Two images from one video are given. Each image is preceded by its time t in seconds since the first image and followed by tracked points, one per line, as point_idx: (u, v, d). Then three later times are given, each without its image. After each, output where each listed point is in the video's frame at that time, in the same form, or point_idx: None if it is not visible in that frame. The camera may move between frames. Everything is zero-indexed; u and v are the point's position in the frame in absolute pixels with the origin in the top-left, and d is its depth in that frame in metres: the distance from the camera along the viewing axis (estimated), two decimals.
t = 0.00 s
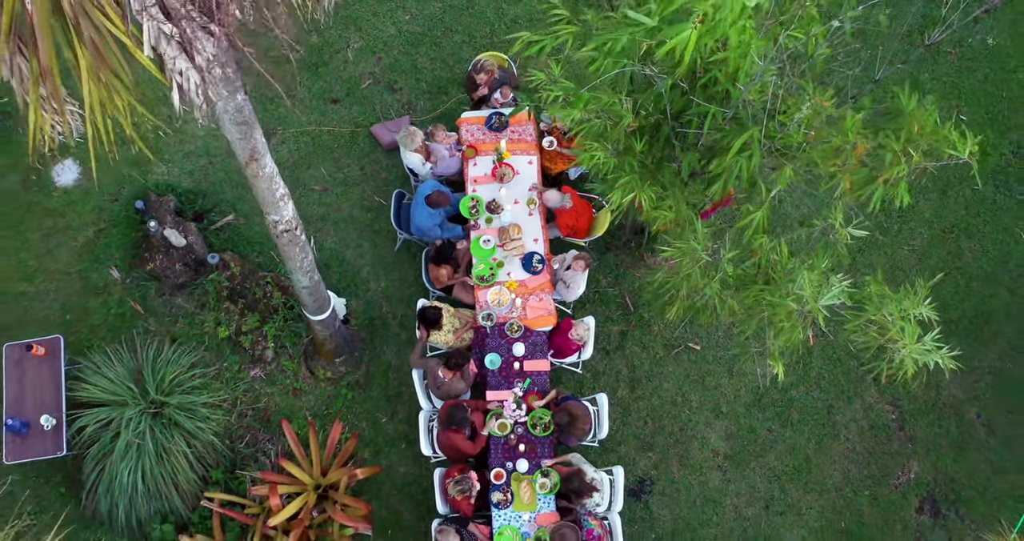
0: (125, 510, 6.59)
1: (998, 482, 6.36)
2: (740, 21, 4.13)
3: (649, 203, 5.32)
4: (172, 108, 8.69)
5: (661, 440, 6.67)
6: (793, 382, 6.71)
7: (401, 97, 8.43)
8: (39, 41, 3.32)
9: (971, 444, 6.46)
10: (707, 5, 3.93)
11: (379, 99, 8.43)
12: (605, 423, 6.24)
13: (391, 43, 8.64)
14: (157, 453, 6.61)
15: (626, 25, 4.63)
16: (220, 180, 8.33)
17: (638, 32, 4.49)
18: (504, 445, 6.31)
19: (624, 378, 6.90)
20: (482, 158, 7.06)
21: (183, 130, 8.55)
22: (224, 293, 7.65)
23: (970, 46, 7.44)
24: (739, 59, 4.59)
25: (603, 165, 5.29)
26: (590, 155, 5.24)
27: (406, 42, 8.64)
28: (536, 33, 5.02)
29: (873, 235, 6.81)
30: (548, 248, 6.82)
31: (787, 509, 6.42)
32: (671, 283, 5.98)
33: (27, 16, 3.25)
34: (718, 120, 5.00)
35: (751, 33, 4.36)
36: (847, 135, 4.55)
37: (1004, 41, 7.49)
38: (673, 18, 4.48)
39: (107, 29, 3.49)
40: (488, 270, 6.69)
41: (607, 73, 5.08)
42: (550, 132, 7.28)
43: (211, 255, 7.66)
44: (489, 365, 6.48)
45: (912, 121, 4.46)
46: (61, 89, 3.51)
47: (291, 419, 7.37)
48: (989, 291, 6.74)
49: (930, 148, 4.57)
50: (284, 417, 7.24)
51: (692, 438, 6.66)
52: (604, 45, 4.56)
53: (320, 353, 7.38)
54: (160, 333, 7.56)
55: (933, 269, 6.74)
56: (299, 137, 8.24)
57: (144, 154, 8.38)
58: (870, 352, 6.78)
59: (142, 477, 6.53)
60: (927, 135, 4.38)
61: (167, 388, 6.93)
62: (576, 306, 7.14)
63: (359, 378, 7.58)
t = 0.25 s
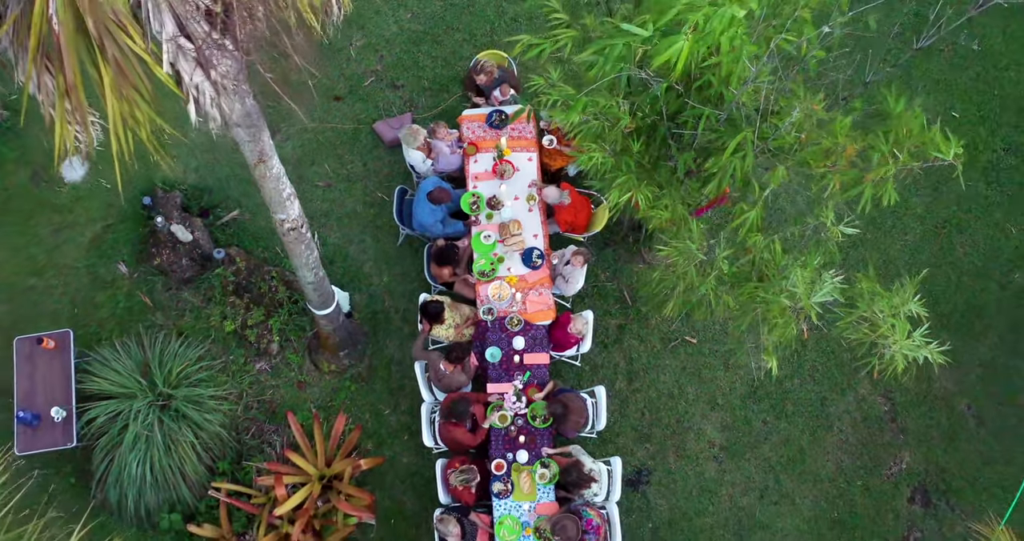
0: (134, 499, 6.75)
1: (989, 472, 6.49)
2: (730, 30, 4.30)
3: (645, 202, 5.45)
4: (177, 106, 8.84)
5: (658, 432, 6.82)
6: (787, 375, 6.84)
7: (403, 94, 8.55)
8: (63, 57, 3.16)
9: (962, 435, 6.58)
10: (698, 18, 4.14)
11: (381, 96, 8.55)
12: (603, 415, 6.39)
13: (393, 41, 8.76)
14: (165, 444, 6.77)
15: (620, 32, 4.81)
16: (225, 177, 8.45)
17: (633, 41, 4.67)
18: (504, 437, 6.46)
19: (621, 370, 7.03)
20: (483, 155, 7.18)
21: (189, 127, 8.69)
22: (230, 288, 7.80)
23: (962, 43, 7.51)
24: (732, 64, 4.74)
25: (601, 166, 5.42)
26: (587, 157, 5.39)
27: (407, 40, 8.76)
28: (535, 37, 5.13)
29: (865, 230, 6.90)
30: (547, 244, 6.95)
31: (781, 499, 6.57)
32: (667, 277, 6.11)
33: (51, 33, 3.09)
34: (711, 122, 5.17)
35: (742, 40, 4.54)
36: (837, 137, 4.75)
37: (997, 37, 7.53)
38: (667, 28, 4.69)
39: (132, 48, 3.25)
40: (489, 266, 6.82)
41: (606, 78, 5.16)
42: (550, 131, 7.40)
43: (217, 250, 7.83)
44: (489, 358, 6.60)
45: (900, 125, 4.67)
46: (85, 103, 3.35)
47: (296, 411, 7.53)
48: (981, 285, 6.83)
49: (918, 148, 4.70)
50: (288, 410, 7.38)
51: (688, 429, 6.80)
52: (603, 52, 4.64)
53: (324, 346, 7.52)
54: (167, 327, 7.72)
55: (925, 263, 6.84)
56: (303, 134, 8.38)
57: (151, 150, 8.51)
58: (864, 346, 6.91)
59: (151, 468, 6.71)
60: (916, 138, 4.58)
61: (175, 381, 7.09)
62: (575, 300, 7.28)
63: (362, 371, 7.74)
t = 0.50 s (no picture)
0: (143, 489, 6.93)
1: (978, 462, 6.62)
2: (722, 36, 4.42)
3: (643, 201, 5.58)
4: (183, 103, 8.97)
5: (655, 423, 6.96)
6: (783, 367, 6.97)
7: (405, 91, 8.67)
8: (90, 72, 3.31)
9: (953, 425, 6.71)
10: (692, 25, 4.25)
11: (384, 93, 8.67)
12: (602, 407, 6.60)
13: (395, 38, 8.87)
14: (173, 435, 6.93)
15: (617, 37, 4.94)
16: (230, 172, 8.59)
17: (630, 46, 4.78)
18: (505, 428, 6.62)
19: (620, 362, 7.17)
20: (484, 151, 7.30)
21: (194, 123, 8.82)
22: (236, 282, 7.95)
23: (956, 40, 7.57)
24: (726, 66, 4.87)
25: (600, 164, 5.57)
26: (586, 156, 5.53)
27: (409, 37, 8.87)
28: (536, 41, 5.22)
29: (858, 226, 7.02)
30: (547, 239, 7.07)
31: (776, 489, 6.72)
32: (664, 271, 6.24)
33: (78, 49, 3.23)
34: (707, 122, 5.29)
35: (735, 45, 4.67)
36: (828, 138, 4.88)
37: (990, 33, 7.59)
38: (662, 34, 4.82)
39: (154, 63, 3.40)
40: (490, 260, 6.95)
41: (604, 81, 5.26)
42: (551, 129, 7.46)
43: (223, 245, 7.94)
44: (490, 351, 6.74)
45: (888, 125, 4.78)
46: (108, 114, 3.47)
47: (301, 403, 7.69)
48: (973, 279, 6.94)
49: (905, 147, 4.82)
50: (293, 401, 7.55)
51: (685, 420, 6.95)
52: (599, 56, 4.82)
53: (328, 339, 7.68)
54: (175, 320, 7.88)
55: (917, 258, 6.95)
56: (307, 131, 8.51)
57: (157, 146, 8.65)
58: (858, 338, 7.03)
59: (160, 458, 6.86)
60: (902, 138, 4.71)
61: (182, 373, 7.24)
62: (574, 293, 7.41)
63: (366, 363, 7.89)
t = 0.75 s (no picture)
0: (152, 478, 7.10)
1: (969, 451, 6.76)
2: (717, 37, 4.53)
3: (641, 198, 5.70)
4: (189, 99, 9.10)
5: (654, 413, 7.11)
6: (778, 358, 7.10)
7: (408, 87, 8.80)
8: (114, 83, 3.42)
9: (945, 415, 6.84)
10: (688, 26, 4.38)
11: (386, 89, 8.79)
12: (600, 398, 6.77)
13: (398, 35, 8.98)
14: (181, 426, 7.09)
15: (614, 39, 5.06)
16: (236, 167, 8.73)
17: (628, 46, 4.90)
18: (506, 418, 6.74)
19: (618, 354, 7.32)
20: (485, 147, 7.43)
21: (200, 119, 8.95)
22: (242, 275, 8.10)
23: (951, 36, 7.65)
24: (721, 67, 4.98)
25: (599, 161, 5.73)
26: (585, 155, 5.69)
27: (411, 34, 8.98)
28: (536, 44, 5.35)
29: (853, 220, 7.14)
30: (547, 233, 7.21)
31: (771, 477, 6.87)
32: (662, 265, 6.37)
33: (102, 61, 3.35)
34: (703, 121, 5.43)
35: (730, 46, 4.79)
36: (819, 138, 5.00)
37: (983, 30, 7.67)
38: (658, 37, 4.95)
39: (174, 75, 3.50)
40: (492, 254, 7.09)
41: (602, 83, 5.39)
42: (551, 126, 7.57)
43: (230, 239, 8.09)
44: (491, 343, 6.87)
45: (878, 123, 4.86)
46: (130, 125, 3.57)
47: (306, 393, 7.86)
48: (965, 272, 7.05)
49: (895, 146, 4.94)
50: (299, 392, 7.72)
51: (682, 411, 7.09)
52: (596, 58, 4.97)
53: (333, 331, 7.85)
54: (183, 312, 8.04)
55: (911, 251, 7.07)
56: (311, 127, 8.64)
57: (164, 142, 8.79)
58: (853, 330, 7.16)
59: (168, 448, 7.02)
60: (891, 138, 4.74)
61: (190, 365, 7.39)
62: (574, 286, 7.55)
63: (370, 355, 8.04)
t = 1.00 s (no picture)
0: (163, 467, 7.30)
1: (960, 441, 6.92)
2: (716, 39, 4.72)
3: (640, 197, 5.83)
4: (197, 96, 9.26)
5: (652, 404, 7.28)
6: (774, 349, 7.26)
7: (411, 84, 8.94)
8: (141, 96, 3.67)
9: (937, 406, 6.99)
10: (688, 27, 4.45)
11: (390, 86, 8.93)
12: (600, 389, 6.95)
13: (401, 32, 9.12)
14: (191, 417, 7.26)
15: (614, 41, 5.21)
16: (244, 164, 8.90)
17: (627, 49, 5.06)
18: (508, 409, 6.93)
19: (618, 346, 7.49)
20: (488, 144, 7.57)
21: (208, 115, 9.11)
22: (250, 269, 8.29)
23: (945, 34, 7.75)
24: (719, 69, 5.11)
25: (599, 160, 5.86)
26: (585, 154, 5.83)
27: (415, 31, 9.12)
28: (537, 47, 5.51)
29: (848, 215, 7.27)
30: (548, 228, 7.37)
31: (766, 466, 7.05)
32: (660, 259, 6.53)
33: (130, 75, 3.58)
34: (700, 122, 5.60)
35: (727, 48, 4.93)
36: (813, 139, 5.17)
37: (977, 27, 7.78)
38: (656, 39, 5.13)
39: (198, 88, 3.74)
40: (494, 248, 7.24)
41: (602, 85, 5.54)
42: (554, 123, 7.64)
43: (238, 233, 8.29)
44: (494, 335, 7.05)
45: (868, 125, 5.06)
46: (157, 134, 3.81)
47: (313, 384, 8.05)
48: (957, 266, 7.19)
49: (885, 146, 5.10)
50: (307, 383, 7.93)
51: (680, 401, 7.27)
52: (596, 61, 5.20)
53: (339, 324, 8.04)
54: (192, 306, 8.24)
55: (904, 246, 7.21)
56: (317, 123, 8.80)
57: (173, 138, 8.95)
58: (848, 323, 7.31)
59: (179, 438, 7.22)
60: (882, 139, 4.92)
61: (199, 357, 7.55)
62: (574, 280, 7.72)
63: (375, 347, 8.24)
